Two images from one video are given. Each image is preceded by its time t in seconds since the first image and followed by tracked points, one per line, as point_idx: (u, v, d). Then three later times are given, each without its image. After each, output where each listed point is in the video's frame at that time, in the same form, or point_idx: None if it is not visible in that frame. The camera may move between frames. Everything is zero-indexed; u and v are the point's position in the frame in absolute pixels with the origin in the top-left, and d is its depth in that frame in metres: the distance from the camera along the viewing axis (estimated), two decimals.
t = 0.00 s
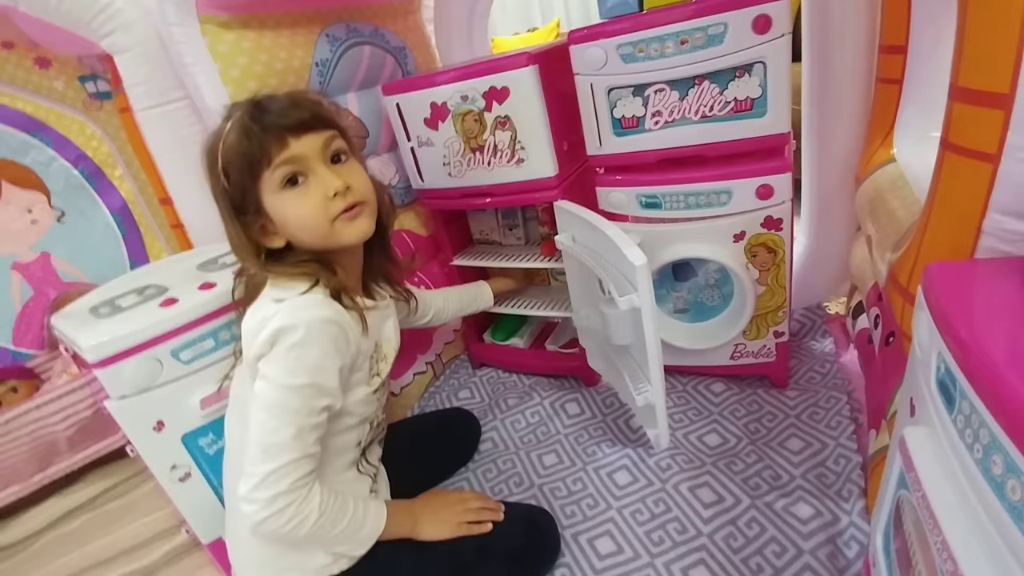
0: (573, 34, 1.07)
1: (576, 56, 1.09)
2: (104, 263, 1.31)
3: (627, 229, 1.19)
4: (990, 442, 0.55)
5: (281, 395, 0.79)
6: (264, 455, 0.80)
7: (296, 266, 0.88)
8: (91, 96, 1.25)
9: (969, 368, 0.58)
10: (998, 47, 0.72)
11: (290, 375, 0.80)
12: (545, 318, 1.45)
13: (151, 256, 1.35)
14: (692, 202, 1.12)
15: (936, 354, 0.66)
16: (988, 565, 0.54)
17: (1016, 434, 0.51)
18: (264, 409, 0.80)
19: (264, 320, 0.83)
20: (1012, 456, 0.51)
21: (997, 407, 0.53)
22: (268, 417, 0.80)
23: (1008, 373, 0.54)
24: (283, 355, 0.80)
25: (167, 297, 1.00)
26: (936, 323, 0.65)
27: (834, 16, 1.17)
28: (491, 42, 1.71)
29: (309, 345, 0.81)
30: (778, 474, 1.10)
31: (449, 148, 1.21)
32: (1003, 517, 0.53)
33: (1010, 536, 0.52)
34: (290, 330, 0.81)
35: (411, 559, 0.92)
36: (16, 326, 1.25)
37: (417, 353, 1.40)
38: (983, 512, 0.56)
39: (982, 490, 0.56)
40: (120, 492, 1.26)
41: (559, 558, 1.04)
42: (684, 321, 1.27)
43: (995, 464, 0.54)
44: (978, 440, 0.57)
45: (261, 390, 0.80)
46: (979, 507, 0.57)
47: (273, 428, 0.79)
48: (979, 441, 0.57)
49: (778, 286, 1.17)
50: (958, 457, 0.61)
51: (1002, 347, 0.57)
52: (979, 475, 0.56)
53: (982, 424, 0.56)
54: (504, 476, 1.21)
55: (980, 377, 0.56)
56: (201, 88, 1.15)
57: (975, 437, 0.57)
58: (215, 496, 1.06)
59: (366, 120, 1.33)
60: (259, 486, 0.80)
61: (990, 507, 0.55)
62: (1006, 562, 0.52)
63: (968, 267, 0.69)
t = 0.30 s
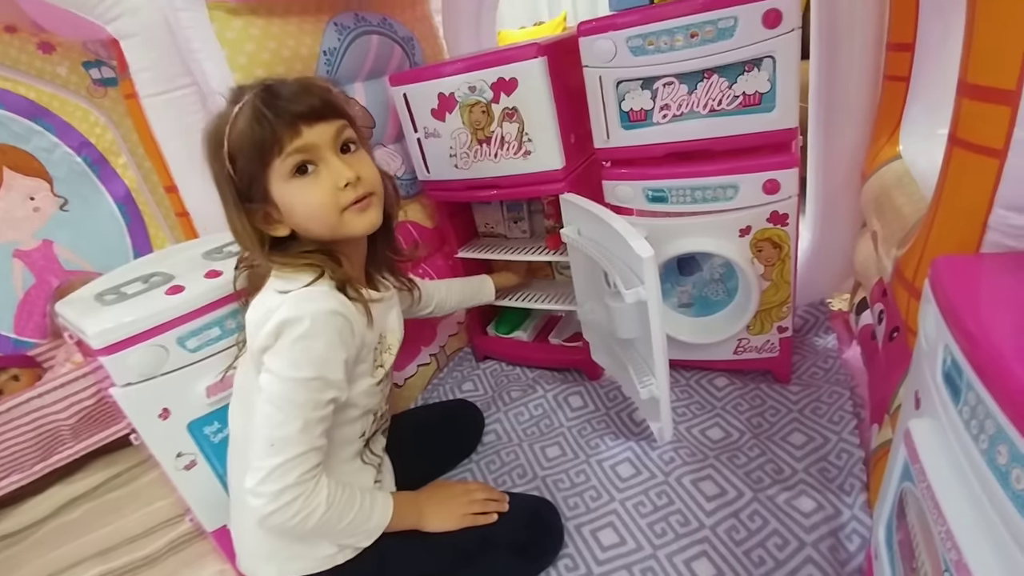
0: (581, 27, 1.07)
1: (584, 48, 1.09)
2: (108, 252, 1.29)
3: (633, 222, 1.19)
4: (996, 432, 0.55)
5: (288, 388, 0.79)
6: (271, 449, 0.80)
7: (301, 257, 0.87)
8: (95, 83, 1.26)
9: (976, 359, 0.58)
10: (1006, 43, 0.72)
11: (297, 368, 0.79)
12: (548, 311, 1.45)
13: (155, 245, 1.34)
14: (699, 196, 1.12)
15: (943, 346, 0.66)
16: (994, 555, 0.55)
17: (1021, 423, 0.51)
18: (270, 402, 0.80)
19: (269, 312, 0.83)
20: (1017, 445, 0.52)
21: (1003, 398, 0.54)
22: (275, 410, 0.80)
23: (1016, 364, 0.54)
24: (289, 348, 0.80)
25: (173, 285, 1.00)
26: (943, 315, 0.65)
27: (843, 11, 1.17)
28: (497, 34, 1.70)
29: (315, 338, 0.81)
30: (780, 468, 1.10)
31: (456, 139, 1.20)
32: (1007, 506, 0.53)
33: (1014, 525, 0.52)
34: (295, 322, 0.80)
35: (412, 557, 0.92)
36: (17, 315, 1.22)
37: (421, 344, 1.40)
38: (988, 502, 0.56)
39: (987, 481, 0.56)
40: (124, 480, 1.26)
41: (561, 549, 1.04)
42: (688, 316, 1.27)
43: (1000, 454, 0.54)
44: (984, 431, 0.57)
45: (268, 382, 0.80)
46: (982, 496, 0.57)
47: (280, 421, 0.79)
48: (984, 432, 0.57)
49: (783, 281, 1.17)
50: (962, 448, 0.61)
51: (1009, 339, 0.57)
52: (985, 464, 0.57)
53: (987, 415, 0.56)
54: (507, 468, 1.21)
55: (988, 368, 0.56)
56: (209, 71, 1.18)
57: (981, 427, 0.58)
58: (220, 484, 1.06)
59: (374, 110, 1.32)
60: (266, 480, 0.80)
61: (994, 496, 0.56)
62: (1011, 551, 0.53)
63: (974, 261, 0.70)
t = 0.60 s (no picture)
0: (590, 20, 1.06)
1: (593, 42, 1.09)
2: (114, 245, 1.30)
3: (639, 218, 1.19)
4: (1002, 432, 0.55)
5: (285, 393, 0.79)
6: (271, 453, 0.80)
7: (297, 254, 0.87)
8: (104, 76, 1.26)
9: (984, 359, 0.58)
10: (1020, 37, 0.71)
11: (294, 373, 0.79)
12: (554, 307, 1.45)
13: (163, 240, 1.35)
14: (706, 191, 1.11)
15: (950, 345, 0.66)
16: (998, 553, 0.55)
17: None
18: (269, 407, 0.80)
19: (265, 315, 0.83)
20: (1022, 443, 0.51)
21: (1011, 398, 0.53)
22: (274, 415, 0.79)
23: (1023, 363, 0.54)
24: (284, 352, 0.80)
25: (181, 279, 1.01)
26: (953, 313, 0.65)
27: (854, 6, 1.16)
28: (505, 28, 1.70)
29: (310, 342, 0.80)
30: (784, 465, 1.10)
31: (463, 133, 1.20)
32: (1012, 506, 0.53)
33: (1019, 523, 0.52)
34: (290, 326, 0.80)
35: (418, 553, 0.92)
36: (26, 307, 1.24)
37: (425, 339, 1.39)
38: (994, 502, 0.56)
39: (993, 480, 0.56)
40: (133, 471, 1.27)
41: (565, 544, 1.05)
42: (694, 312, 1.27)
43: (1005, 453, 0.54)
44: (990, 430, 0.57)
45: (265, 388, 0.80)
46: (987, 494, 0.57)
47: (279, 426, 0.79)
48: (990, 431, 0.57)
49: (790, 277, 1.17)
50: (968, 446, 0.61)
51: (1018, 339, 0.57)
52: (990, 464, 0.57)
53: (994, 413, 0.56)
54: (511, 463, 1.21)
55: (996, 368, 0.56)
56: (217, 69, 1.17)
57: (987, 427, 0.57)
58: (227, 476, 1.07)
59: (382, 105, 1.33)
60: (268, 484, 0.80)
61: (999, 495, 0.55)
62: (1016, 550, 0.53)
63: (983, 258, 0.69)
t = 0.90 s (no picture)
0: (597, 22, 1.06)
1: (599, 44, 1.09)
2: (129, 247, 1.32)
3: (647, 219, 1.18)
4: (1010, 435, 0.54)
5: (288, 411, 0.80)
6: (278, 470, 0.81)
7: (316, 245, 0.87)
8: (117, 81, 1.27)
9: (993, 363, 0.58)
10: None
11: (296, 390, 0.80)
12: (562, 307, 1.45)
13: (176, 242, 1.36)
14: (714, 192, 1.11)
15: (960, 347, 0.66)
16: (1004, 553, 0.54)
17: None
18: (272, 425, 0.80)
19: (264, 332, 0.83)
20: None
21: (1019, 402, 0.53)
22: (278, 433, 0.80)
23: None
24: (284, 370, 0.80)
25: (196, 281, 1.02)
26: (962, 316, 0.65)
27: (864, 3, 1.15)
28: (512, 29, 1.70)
29: (310, 358, 0.81)
30: (794, 466, 1.09)
31: (471, 136, 1.21)
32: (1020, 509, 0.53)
33: None
34: (288, 344, 0.80)
35: (428, 552, 0.93)
36: (44, 308, 1.25)
37: (435, 340, 1.40)
38: (1001, 505, 0.56)
39: (1001, 484, 0.56)
40: (148, 470, 1.28)
41: (574, 542, 1.05)
42: (703, 312, 1.27)
43: (1013, 456, 0.54)
44: (998, 433, 0.57)
45: (268, 407, 0.81)
46: (994, 495, 0.57)
47: (283, 444, 0.80)
48: (998, 434, 0.56)
49: (799, 278, 1.16)
50: (976, 449, 0.60)
51: None
52: (998, 467, 0.56)
53: (1002, 417, 0.56)
54: (520, 463, 1.21)
55: (1005, 372, 0.55)
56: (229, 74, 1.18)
57: (995, 429, 0.57)
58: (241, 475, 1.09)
59: (389, 108, 1.34)
60: (276, 501, 0.82)
61: (1006, 498, 0.55)
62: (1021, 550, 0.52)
63: (993, 261, 0.69)
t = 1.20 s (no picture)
0: (599, 25, 1.07)
1: (602, 47, 1.09)
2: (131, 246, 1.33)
3: (648, 221, 1.19)
4: (1003, 438, 0.55)
5: (296, 412, 0.80)
6: (284, 470, 0.81)
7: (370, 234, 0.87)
8: (122, 82, 1.29)
9: (988, 367, 0.58)
10: None
11: (305, 391, 0.80)
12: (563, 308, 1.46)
13: (180, 241, 1.37)
14: (715, 194, 1.12)
15: (955, 350, 0.66)
16: (998, 555, 0.55)
17: None
18: (279, 426, 0.80)
19: (274, 334, 0.82)
20: None
21: (1012, 405, 0.54)
22: (285, 433, 0.80)
23: None
24: (294, 371, 0.80)
25: (200, 281, 1.03)
26: (958, 320, 0.65)
27: (866, 5, 1.16)
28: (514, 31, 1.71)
29: (320, 359, 0.80)
30: (792, 467, 1.10)
31: (474, 138, 1.22)
32: (1013, 511, 0.53)
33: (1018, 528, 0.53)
34: (299, 345, 0.80)
35: (429, 550, 0.94)
36: (49, 306, 1.26)
37: (436, 340, 1.41)
38: (995, 507, 0.57)
39: (994, 486, 0.56)
40: (150, 469, 1.28)
41: (573, 543, 1.06)
42: (702, 314, 1.27)
43: (1007, 459, 0.55)
44: (992, 436, 0.57)
45: (275, 408, 0.81)
46: (988, 497, 0.58)
47: (291, 444, 0.80)
48: (992, 437, 0.57)
49: (799, 280, 1.17)
50: (970, 452, 0.61)
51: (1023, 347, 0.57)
52: (992, 469, 0.57)
53: (996, 420, 0.56)
54: (520, 463, 1.22)
55: (999, 376, 0.56)
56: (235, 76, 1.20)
57: (989, 433, 0.58)
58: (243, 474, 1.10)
59: (392, 109, 1.35)
60: (282, 499, 0.82)
61: (999, 500, 0.56)
62: (1014, 552, 0.53)
63: (991, 265, 0.69)
